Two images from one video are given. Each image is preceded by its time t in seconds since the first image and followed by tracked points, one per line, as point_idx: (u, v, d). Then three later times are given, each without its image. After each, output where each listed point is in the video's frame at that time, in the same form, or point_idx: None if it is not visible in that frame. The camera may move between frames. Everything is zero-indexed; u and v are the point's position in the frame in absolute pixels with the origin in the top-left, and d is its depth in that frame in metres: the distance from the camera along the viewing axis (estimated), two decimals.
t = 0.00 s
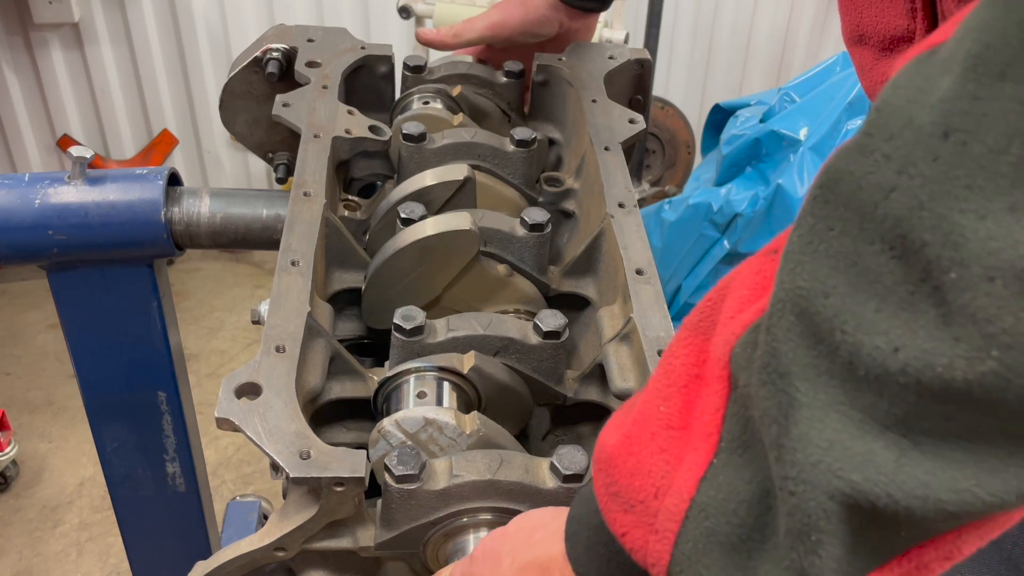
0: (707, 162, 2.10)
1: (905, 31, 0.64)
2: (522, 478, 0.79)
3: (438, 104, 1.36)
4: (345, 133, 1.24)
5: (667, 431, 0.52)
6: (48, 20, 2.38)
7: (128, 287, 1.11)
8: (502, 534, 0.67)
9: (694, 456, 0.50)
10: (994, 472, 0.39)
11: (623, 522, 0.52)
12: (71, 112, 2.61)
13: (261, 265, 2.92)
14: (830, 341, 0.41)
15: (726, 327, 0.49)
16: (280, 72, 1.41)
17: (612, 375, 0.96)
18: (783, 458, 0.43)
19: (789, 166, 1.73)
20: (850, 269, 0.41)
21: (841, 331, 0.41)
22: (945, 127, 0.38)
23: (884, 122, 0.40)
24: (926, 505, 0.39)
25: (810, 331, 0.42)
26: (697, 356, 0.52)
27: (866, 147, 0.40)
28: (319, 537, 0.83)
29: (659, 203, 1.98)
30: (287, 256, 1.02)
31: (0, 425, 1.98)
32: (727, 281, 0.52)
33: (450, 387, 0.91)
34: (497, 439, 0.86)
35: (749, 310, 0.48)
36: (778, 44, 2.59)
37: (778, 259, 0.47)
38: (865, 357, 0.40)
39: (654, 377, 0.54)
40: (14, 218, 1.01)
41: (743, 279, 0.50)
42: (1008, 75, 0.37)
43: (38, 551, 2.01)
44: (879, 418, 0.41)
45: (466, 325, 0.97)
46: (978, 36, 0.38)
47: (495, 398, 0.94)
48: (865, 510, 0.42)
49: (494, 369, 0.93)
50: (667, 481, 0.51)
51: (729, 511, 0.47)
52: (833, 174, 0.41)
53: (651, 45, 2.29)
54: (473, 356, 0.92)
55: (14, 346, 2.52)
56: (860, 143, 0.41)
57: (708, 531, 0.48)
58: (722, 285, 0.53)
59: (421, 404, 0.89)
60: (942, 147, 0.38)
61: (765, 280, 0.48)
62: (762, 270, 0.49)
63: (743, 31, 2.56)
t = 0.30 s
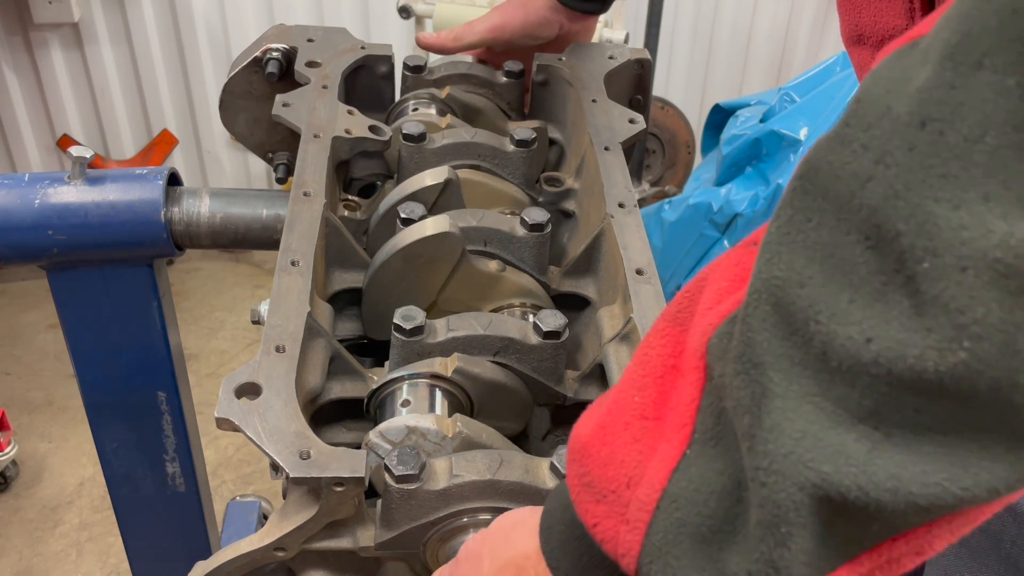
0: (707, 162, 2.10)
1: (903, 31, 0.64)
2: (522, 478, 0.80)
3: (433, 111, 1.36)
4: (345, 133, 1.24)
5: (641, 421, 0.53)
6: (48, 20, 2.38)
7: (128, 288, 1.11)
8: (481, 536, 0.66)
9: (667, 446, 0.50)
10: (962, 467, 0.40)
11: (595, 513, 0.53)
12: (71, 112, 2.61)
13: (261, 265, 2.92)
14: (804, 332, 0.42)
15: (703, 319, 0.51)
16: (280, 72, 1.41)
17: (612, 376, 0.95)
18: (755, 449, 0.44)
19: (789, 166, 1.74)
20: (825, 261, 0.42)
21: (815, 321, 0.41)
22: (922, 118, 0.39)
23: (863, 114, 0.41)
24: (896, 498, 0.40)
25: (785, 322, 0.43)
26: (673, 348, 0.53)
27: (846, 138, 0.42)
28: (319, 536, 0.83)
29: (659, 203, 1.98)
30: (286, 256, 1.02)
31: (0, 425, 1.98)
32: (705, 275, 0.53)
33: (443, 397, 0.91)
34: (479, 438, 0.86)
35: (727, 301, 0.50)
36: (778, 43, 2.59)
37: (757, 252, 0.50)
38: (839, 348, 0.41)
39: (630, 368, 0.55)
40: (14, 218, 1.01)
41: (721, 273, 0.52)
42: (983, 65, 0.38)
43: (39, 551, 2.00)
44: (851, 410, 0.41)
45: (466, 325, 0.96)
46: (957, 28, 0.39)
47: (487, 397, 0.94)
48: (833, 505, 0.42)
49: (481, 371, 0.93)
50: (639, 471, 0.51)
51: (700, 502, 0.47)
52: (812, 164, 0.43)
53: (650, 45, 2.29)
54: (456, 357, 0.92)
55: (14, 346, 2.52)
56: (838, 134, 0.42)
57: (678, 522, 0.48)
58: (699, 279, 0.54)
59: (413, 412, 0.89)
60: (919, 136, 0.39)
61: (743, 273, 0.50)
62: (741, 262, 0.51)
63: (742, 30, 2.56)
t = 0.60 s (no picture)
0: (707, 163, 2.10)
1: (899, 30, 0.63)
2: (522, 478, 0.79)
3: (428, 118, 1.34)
4: (345, 133, 1.24)
5: (591, 421, 0.54)
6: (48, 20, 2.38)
7: (128, 288, 1.11)
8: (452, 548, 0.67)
9: (617, 447, 0.51)
10: (913, 467, 0.39)
11: (542, 515, 0.53)
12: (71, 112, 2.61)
13: (261, 265, 2.92)
14: (755, 328, 0.43)
15: (658, 317, 0.51)
16: (280, 72, 1.42)
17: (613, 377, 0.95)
18: (703, 448, 0.44)
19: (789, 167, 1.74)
20: (777, 256, 0.42)
21: (766, 317, 0.42)
22: (876, 106, 0.40)
23: (820, 107, 0.42)
24: (846, 499, 0.40)
25: (735, 318, 0.44)
26: (625, 347, 0.54)
27: (803, 129, 0.42)
28: (318, 537, 0.83)
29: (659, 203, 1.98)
30: (286, 256, 1.02)
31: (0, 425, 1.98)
32: (660, 273, 0.54)
33: (437, 409, 0.91)
34: (459, 440, 0.85)
35: (681, 299, 0.50)
36: (777, 43, 2.58)
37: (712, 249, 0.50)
38: (789, 344, 0.41)
39: (581, 366, 0.55)
40: (14, 219, 1.02)
41: (678, 270, 0.51)
42: (937, 52, 0.39)
43: (39, 551, 2.00)
44: (801, 409, 0.42)
45: (466, 325, 0.96)
46: (912, 17, 0.40)
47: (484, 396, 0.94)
48: (783, 506, 0.42)
49: (457, 372, 0.92)
50: (588, 473, 0.52)
51: (649, 503, 0.48)
52: (770, 158, 0.43)
53: (650, 45, 2.29)
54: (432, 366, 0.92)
55: (15, 346, 2.52)
56: (796, 127, 0.43)
57: (627, 525, 0.49)
58: (655, 276, 0.54)
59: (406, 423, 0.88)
60: (871, 126, 0.39)
61: (698, 271, 0.50)
62: (697, 260, 0.51)
63: (742, 30, 2.56)
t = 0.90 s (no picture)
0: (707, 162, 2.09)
1: (898, 33, 0.64)
2: (522, 478, 0.79)
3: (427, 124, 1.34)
4: (345, 133, 1.24)
5: (669, 433, 0.52)
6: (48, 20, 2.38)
7: (128, 287, 1.11)
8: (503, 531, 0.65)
9: (695, 456, 0.50)
10: (985, 474, 0.40)
11: (627, 523, 0.52)
12: (71, 112, 2.61)
13: (260, 265, 2.92)
14: (827, 347, 0.42)
15: (727, 330, 0.50)
16: (280, 72, 1.42)
17: (612, 376, 0.95)
18: (781, 461, 0.44)
19: (789, 166, 1.74)
20: (844, 277, 0.42)
21: (837, 337, 0.42)
22: (941, 141, 0.39)
23: (882, 136, 0.42)
24: (921, 506, 0.40)
25: (807, 337, 0.43)
26: (697, 359, 0.52)
27: (864, 158, 0.42)
28: (318, 537, 0.83)
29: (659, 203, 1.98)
30: (286, 256, 1.01)
31: None
32: (726, 287, 0.52)
33: (433, 419, 0.91)
34: (443, 445, 0.84)
35: (750, 313, 0.49)
36: (778, 43, 2.58)
37: (780, 262, 0.49)
38: (861, 363, 0.41)
39: (655, 379, 0.54)
40: (14, 218, 1.01)
41: (743, 286, 0.51)
42: (1004, 92, 0.39)
43: (39, 551, 2.00)
44: (875, 421, 0.42)
45: (466, 325, 0.96)
46: (979, 51, 0.39)
47: (484, 394, 0.94)
48: (863, 513, 0.42)
49: (444, 376, 0.91)
50: (669, 482, 0.51)
51: (731, 511, 0.47)
52: (830, 184, 0.43)
53: (650, 45, 2.29)
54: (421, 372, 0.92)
55: (14, 346, 2.52)
56: (858, 154, 0.42)
57: (710, 531, 0.48)
58: (721, 288, 0.53)
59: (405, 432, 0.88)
60: (939, 159, 0.39)
61: (765, 284, 0.49)
62: (762, 274, 0.50)
63: (743, 30, 2.56)
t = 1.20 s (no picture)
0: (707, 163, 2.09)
1: (897, 33, 0.64)
2: (522, 478, 0.79)
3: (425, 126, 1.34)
4: (345, 133, 1.24)
5: (735, 464, 0.51)
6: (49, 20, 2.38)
7: (129, 288, 1.11)
8: (554, 519, 0.66)
9: (761, 486, 0.49)
10: None
11: (698, 554, 0.52)
12: (71, 112, 2.61)
13: (260, 265, 2.92)
14: (890, 377, 0.42)
15: (785, 360, 0.48)
16: (281, 72, 1.42)
17: (612, 376, 0.95)
18: (850, 491, 0.43)
19: (789, 166, 1.74)
20: (903, 307, 0.41)
21: (900, 368, 0.41)
22: (999, 172, 0.38)
23: (935, 165, 0.40)
24: (994, 532, 0.40)
25: (870, 367, 0.42)
26: (759, 388, 0.51)
27: (917, 189, 0.41)
28: (318, 537, 0.83)
29: (659, 203, 1.98)
30: (286, 256, 1.01)
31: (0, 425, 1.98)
32: (783, 313, 0.51)
33: (434, 430, 0.91)
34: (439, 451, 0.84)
35: (808, 342, 0.47)
36: (778, 43, 2.58)
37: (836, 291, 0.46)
38: (928, 395, 0.40)
39: (719, 410, 0.53)
40: (14, 218, 1.01)
41: (799, 312, 0.49)
42: None
43: (39, 551, 2.00)
44: (945, 449, 0.41)
45: (466, 325, 0.95)
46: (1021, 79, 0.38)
47: (478, 394, 0.93)
48: (934, 541, 0.42)
49: (427, 382, 0.91)
50: (738, 513, 0.50)
51: (802, 541, 0.46)
52: (886, 213, 0.42)
53: (650, 45, 2.29)
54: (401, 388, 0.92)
55: (14, 346, 2.52)
56: (911, 185, 0.41)
57: (781, 560, 0.47)
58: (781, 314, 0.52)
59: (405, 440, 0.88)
60: (997, 191, 0.38)
61: (822, 312, 0.47)
62: (818, 302, 0.48)
63: (743, 30, 2.56)
